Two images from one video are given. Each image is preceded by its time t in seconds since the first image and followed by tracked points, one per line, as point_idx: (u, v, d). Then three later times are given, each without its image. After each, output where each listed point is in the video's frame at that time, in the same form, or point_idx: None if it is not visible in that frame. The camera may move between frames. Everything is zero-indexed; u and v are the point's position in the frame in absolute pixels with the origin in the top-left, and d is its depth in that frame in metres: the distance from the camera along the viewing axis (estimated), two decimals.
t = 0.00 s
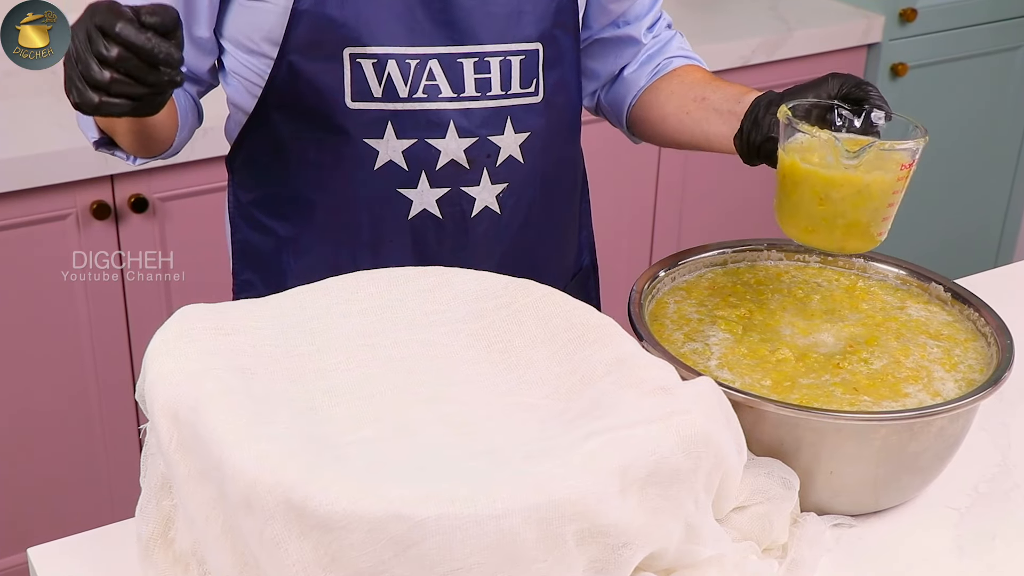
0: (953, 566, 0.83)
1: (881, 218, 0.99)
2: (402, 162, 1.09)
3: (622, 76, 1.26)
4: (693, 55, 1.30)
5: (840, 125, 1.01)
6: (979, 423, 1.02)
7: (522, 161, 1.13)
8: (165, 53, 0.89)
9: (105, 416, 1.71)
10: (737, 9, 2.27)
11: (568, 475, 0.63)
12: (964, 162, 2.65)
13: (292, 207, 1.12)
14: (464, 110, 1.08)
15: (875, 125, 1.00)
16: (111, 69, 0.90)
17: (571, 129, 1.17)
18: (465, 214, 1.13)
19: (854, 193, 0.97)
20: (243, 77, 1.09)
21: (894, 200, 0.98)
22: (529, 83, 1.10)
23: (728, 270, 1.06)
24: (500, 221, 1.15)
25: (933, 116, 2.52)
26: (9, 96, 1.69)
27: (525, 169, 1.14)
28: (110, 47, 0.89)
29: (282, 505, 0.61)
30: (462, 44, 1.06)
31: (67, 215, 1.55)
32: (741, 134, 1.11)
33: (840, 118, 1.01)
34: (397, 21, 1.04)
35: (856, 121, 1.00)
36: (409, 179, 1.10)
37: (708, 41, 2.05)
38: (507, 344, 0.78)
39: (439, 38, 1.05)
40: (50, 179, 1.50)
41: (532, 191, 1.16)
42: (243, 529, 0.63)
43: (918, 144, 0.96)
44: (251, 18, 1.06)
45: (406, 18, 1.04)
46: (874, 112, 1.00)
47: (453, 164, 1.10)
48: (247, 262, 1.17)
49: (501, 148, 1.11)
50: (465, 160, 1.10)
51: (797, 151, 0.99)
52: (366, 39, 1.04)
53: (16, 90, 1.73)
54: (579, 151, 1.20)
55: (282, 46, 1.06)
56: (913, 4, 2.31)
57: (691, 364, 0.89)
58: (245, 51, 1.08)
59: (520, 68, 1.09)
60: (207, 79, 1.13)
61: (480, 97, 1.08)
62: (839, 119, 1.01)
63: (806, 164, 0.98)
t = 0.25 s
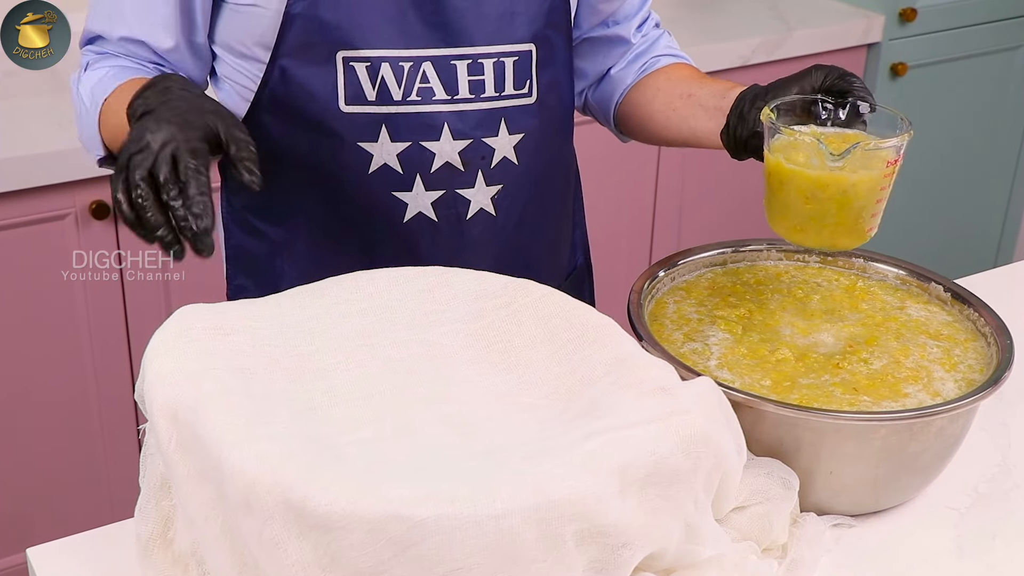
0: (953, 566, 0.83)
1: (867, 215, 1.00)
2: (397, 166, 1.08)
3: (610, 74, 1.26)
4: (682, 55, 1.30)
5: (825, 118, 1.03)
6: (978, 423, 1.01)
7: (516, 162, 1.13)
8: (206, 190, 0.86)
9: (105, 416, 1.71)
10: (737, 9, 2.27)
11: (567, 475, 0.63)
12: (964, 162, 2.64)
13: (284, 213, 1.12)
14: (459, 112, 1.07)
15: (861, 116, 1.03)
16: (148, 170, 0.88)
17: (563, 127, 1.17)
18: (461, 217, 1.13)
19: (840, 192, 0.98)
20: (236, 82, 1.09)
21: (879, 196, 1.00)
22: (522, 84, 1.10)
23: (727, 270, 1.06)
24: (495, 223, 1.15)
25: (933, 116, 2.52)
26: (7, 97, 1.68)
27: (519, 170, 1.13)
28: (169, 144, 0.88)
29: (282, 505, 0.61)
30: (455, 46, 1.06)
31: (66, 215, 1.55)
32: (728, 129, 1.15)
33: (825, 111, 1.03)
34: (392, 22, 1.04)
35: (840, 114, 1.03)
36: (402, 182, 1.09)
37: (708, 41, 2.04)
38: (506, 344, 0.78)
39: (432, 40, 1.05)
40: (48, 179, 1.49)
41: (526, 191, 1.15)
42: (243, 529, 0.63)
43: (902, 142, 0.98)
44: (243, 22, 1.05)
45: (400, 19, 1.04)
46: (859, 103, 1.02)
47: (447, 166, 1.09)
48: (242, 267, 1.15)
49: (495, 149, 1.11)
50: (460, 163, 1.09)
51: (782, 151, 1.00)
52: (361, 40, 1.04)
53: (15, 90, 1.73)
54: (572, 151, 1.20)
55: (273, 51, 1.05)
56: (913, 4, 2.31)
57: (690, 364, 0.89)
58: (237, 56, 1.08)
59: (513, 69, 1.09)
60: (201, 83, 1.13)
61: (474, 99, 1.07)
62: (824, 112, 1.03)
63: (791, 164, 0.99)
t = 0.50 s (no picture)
0: (952, 566, 0.83)
1: (859, 207, 1.01)
2: (391, 168, 1.08)
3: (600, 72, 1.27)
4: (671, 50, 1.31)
5: (818, 111, 1.06)
6: (979, 423, 1.01)
7: (512, 163, 1.12)
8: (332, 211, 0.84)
9: (104, 416, 1.71)
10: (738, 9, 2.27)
11: (568, 475, 0.63)
12: (964, 162, 2.64)
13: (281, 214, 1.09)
14: (453, 114, 1.07)
15: (853, 110, 1.05)
16: (270, 199, 0.85)
17: (559, 126, 1.16)
18: (457, 218, 1.12)
19: (833, 183, 0.99)
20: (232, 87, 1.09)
21: (871, 189, 1.00)
22: (517, 86, 1.09)
23: (727, 270, 1.06)
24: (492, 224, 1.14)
25: (934, 116, 2.52)
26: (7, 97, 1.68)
27: (515, 171, 1.13)
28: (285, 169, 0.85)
29: (281, 505, 0.61)
30: (449, 47, 1.05)
31: (65, 215, 1.55)
32: (718, 121, 1.14)
33: (817, 104, 1.05)
34: (388, 22, 1.03)
35: (833, 106, 1.05)
36: (397, 183, 1.09)
37: (708, 41, 2.04)
38: (506, 343, 0.78)
39: (427, 41, 1.04)
40: (46, 178, 1.49)
41: (522, 192, 1.15)
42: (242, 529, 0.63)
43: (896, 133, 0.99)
44: (237, 25, 1.04)
45: (397, 19, 1.03)
46: (852, 97, 1.04)
47: (442, 168, 1.09)
48: (238, 269, 1.12)
49: (491, 150, 1.10)
50: (455, 164, 1.09)
51: (775, 140, 1.01)
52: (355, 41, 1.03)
53: (15, 90, 1.73)
54: (569, 151, 1.20)
55: (267, 52, 1.05)
56: (913, 4, 2.31)
57: (691, 364, 0.89)
58: (233, 60, 1.07)
59: (507, 71, 1.08)
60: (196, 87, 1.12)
61: (469, 100, 1.07)
62: (816, 104, 1.05)
63: (784, 154, 1.00)
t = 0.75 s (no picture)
0: (953, 566, 0.83)
1: (850, 205, 1.01)
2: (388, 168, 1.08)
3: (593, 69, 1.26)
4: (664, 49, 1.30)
5: (809, 109, 1.06)
6: (979, 423, 1.01)
7: (507, 163, 1.12)
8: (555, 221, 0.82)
9: (104, 416, 1.71)
10: (737, 8, 2.26)
11: (567, 475, 0.63)
12: (964, 161, 2.64)
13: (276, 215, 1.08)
14: (448, 115, 1.07)
15: (845, 108, 1.05)
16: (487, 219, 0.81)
17: (556, 125, 1.16)
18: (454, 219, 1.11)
19: (823, 182, 0.99)
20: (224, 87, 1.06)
21: (861, 188, 1.00)
22: (513, 86, 1.09)
23: (728, 270, 1.06)
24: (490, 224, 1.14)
25: (934, 115, 2.52)
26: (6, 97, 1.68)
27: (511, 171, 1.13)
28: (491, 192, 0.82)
29: (281, 505, 0.61)
30: (443, 49, 1.04)
31: (64, 215, 1.55)
32: (711, 117, 1.15)
33: (809, 102, 1.06)
34: (386, 22, 1.03)
35: (824, 104, 1.05)
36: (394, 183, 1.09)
37: (707, 40, 2.04)
38: (506, 343, 0.78)
39: (424, 43, 1.04)
40: (46, 178, 1.49)
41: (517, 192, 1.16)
42: (242, 529, 0.63)
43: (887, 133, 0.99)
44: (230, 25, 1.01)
45: (395, 19, 1.03)
46: (844, 94, 1.04)
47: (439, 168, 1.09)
48: (235, 270, 1.12)
49: (486, 151, 1.10)
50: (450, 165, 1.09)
51: (764, 137, 1.01)
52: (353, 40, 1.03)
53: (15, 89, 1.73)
54: (564, 151, 1.20)
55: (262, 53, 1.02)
56: (913, 3, 2.31)
57: (690, 364, 0.89)
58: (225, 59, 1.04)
59: (502, 72, 1.07)
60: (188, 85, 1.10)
61: (465, 101, 1.07)
62: (808, 102, 1.06)
63: (775, 153, 1.00)
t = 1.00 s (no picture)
0: (953, 566, 0.83)
1: (848, 204, 1.01)
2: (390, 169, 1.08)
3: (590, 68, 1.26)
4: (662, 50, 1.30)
5: (808, 107, 1.05)
6: (979, 423, 1.01)
7: (510, 164, 1.12)
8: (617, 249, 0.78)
9: (104, 415, 1.71)
10: (737, 8, 2.26)
11: (567, 475, 0.63)
12: (964, 161, 2.64)
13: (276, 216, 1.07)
14: (451, 116, 1.07)
15: (843, 105, 1.05)
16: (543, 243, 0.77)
17: (557, 125, 1.16)
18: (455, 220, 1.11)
19: (822, 180, 0.99)
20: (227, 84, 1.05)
21: (860, 185, 1.01)
22: (515, 87, 1.09)
23: (728, 269, 1.06)
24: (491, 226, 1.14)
25: (933, 115, 2.51)
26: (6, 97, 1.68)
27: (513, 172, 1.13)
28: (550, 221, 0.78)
29: (280, 505, 0.60)
30: (448, 50, 1.04)
31: (64, 215, 1.55)
32: (709, 115, 1.15)
33: (807, 100, 1.05)
34: (387, 22, 1.03)
35: (823, 103, 1.05)
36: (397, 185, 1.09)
37: (708, 40, 2.04)
38: (505, 344, 0.78)
39: (426, 44, 1.04)
40: (46, 178, 1.49)
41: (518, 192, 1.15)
42: (242, 528, 0.63)
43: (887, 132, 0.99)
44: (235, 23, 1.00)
45: (395, 19, 1.03)
46: (843, 92, 1.04)
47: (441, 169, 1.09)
48: (234, 270, 1.12)
49: (489, 152, 1.10)
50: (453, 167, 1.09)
51: (764, 136, 1.01)
52: (354, 40, 1.03)
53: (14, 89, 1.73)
54: (564, 151, 1.20)
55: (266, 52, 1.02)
56: (913, 2, 2.31)
57: (690, 364, 0.89)
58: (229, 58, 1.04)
59: (505, 73, 1.07)
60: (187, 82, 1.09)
61: (467, 103, 1.07)
62: (806, 100, 1.05)
63: (775, 152, 1.00)
